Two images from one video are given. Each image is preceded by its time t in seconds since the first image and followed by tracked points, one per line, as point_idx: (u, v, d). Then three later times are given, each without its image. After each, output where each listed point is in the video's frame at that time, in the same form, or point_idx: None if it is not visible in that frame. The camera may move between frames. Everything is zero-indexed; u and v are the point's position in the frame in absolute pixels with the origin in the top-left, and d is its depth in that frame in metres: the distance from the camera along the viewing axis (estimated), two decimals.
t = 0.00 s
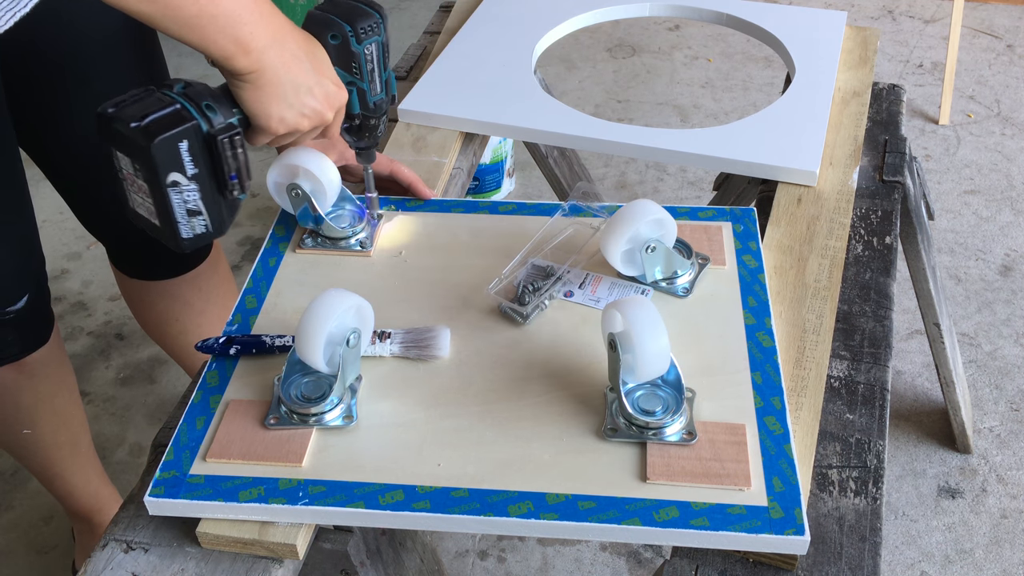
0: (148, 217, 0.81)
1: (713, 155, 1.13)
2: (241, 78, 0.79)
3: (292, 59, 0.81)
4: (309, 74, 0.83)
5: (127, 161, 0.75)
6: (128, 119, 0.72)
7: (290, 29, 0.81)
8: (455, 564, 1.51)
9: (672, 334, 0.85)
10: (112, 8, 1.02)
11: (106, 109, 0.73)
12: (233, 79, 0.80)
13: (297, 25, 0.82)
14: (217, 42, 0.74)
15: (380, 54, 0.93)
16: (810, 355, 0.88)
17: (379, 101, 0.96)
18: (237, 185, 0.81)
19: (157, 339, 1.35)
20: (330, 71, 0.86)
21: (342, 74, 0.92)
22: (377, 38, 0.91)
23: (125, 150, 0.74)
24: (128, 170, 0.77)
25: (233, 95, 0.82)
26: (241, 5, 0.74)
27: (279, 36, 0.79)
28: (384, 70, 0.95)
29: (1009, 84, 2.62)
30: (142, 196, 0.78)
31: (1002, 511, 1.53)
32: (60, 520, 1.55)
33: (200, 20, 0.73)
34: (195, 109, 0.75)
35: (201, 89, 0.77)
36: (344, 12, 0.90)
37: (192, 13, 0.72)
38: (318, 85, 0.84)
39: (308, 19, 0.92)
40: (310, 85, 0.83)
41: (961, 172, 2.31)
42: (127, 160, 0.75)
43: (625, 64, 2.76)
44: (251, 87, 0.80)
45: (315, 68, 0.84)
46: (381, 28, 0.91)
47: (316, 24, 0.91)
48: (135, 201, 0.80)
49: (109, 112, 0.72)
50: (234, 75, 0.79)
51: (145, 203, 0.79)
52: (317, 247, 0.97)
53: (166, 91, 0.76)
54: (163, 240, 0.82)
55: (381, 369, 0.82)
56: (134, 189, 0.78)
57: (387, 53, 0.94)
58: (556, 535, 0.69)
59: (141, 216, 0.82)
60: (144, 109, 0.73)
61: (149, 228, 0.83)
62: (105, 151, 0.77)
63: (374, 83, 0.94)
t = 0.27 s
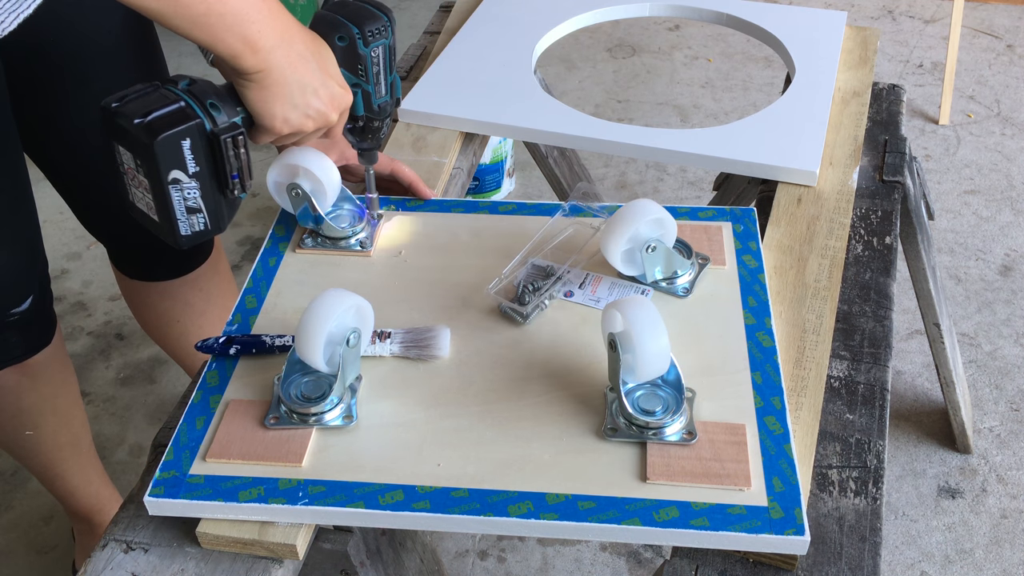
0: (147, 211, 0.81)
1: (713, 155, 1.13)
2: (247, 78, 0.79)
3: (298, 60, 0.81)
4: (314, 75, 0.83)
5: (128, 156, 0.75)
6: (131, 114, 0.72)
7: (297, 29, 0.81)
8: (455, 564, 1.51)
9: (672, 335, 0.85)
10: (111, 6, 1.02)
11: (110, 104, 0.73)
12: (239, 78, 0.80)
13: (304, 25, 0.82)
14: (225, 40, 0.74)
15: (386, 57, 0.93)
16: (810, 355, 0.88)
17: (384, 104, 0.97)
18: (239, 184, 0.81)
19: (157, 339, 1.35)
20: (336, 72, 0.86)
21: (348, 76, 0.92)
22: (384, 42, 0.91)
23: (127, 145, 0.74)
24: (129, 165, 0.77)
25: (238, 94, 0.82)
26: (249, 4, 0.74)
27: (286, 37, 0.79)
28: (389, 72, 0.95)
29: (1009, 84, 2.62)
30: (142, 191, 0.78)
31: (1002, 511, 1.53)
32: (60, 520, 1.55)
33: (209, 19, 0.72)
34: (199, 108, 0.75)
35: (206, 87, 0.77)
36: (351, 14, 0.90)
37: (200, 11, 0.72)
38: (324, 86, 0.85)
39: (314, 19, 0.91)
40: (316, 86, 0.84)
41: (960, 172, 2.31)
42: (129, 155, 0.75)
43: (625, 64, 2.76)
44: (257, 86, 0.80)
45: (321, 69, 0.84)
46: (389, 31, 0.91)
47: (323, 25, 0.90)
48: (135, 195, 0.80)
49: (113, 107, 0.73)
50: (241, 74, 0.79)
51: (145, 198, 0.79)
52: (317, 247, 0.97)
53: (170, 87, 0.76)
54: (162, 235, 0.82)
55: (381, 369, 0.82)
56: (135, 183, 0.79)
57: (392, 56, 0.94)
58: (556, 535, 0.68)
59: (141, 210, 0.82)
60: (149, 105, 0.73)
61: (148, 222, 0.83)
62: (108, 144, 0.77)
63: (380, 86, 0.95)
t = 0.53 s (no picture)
0: (147, 213, 0.81)
1: (713, 155, 1.13)
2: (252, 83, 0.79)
3: (304, 67, 0.81)
4: (320, 83, 0.83)
5: (130, 157, 0.76)
6: (134, 117, 0.72)
7: (305, 36, 0.81)
8: (455, 565, 1.51)
9: (672, 335, 0.85)
10: (111, 7, 1.02)
11: (114, 106, 0.73)
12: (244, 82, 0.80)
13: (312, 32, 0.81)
14: (232, 44, 0.74)
15: (393, 66, 0.93)
16: (810, 355, 0.88)
17: (389, 111, 0.96)
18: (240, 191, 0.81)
19: (158, 340, 1.35)
20: (342, 79, 0.86)
21: (354, 83, 0.92)
22: (391, 51, 0.91)
23: (129, 147, 0.74)
24: (131, 166, 0.77)
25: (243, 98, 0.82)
26: (256, 10, 0.74)
27: (292, 44, 0.79)
28: (396, 81, 0.95)
29: (1009, 84, 2.62)
30: (142, 192, 0.78)
31: (1002, 511, 1.53)
32: (60, 520, 1.55)
33: (215, 23, 0.72)
34: (203, 113, 0.75)
35: (210, 92, 0.77)
36: (359, 21, 0.89)
37: (207, 15, 0.72)
38: (329, 94, 0.84)
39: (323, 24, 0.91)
40: (321, 93, 0.83)
41: (960, 172, 2.31)
42: (131, 156, 0.75)
43: (625, 64, 2.76)
44: (262, 91, 0.80)
45: (327, 76, 0.84)
46: (396, 40, 0.91)
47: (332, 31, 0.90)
48: (136, 196, 0.80)
49: (117, 108, 0.73)
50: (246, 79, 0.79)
51: (145, 199, 0.79)
52: (317, 247, 0.98)
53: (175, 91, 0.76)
54: (161, 236, 0.82)
55: (381, 369, 0.82)
56: (136, 184, 0.79)
57: (399, 65, 0.94)
58: (556, 535, 0.68)
59: (141, 210, 0.82)
60: (153, 109, 0.73)
61: (148, 223, 0.83)
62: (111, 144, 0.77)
63: (386, 93, 0.94)
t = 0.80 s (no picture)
0: (150, 219, 0.81)
1: (713, 155, 1.13)
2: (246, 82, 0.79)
3: (297, 64, 0.81)
4: (314, 79, 0.83)
5: (131, 163, 0.75)
6: (134, 121, 0.72)
7: (296, 33, 0.81)
8: (455, 564, 1.51)
9: (672, 335, 0.85)
10: (112, 8, 1.02)
11: (112, 112, 0.73)
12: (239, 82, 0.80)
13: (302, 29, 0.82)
14: (223, 44, 0.75)
15: (385, 62, 0.92)
16: (810, 355, 0.88)
17: (383, 107, 0.96)
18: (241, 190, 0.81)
19: (158, 339, 1.35)
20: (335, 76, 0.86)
21: (347, 81, 0.92)
22: (382, 46, 0.91)
23: (129, 153, 0.74)
24: (132, 172, 0.77)
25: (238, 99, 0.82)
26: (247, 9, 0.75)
27: (284, 41, 0.79)
28: (388, 77, 0.94)
29: (1009, 84, 2.62)
30: (145, 199, 0.78)
31: (1002, 511, 1.53)
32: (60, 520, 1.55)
33: (208, 23, 0.73)
34: (201, 113, 0.75)
35: (207, 93, 0.77)
36: (348, 18, 0.89)
37: (200, 14, 0.72)
38: (323, 90, 0.84)
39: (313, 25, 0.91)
40: (315, 90, 0.83)
41: (960, 172, 2.31)
42: (132, 162, 0.75)
43: (625, 64, 2.76)
44: (256, 90, 0.80)
45: (321, 73, 0.84)
46: (386, 35, 0.91)
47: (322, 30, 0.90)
48: (139, 203, 0.80)
49: (115, 114, 0.73)
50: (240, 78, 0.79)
51: (148, 205, 0.79)
52: (317, 247, 0.98)
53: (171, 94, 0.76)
54: (165, 242, 0.82)
55: (380, 370, 0.82)
56: (138, 190, 0.78)
57: (391, 60, 0.93)
58: (556, 535, 0.68)
59: (144, 217, 0.82)
60: (150, 112, 0.73)
61: (152, 231, 0.83)
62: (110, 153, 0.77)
63: (379, 90, 0.94)
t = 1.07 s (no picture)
0: (135, 208, 0.81)
1: (713, 155, 1.13)
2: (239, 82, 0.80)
3: (291, 66, 0.81)
4: (307, 82, 0.83)
5: (117, 153, 0.76)
6: (121, 113, 0.72)
7: (292, 35, 0.81)
8: (455, 565, 1.51)
9: (672, 335, 0.85)
10: (113, 8, 1.02)
11: (102, 101, 0.73)
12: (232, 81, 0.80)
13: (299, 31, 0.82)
14: (220, 44, 0.75)
15: (386, 66, 0.91)
16: (810, 356, 0.88)
17: (383, 111, 0.95)
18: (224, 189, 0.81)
19: (158, 339, 1.35)
20: (331, 78, 0.86)
21: (346, 83, 0.91)
22: (384, 51, 0.90)
23: (115, 143, 0.74)
24: (118, 161, 0.77)
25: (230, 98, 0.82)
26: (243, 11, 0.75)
27: (279, 43, 0.79)
28: (390, 81, 0.93)
29: (1009, 84, 2.62)
30: (130, 189, 0.79)
31: (1002, 511, 1.53)
32: (60, 520, 1.55)
33: (201, 23, 0.73)
34: (188, 110, 0.75)
35: (197, 90, 0.77)
36: (351, 22, 0.89)
37: (194, 14, 0.72)
38: (316, 93, 0.84)
39: (318, 27, 0.92)
40: (308, 92, 0.84)
41: (960, 172, 2.31)
42: (117, 152, 0.75)
43: (625, 64, 2.76)
44: (248, 91, 0.80)
45: (315, 76, 0.84)
46: (389, 40, 0.91)
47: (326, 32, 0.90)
48: (125, 191, 0.81)
49: (104, 104, 0.73)
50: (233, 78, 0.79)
51: (132, 195, 0.79)
52: (317, 247, 0.98)
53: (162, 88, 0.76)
54: (149, 232, 0.82)
55: (380, 370, 0.82)
56: (124, 180, 0.79)
57: (393, 66, 0.93)
58: (556, 535, 0.68)
59: (130, 205, 0.82)
60: (139, 105, 0.73)
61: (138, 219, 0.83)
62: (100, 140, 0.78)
63: (379, 94, 0.93)
